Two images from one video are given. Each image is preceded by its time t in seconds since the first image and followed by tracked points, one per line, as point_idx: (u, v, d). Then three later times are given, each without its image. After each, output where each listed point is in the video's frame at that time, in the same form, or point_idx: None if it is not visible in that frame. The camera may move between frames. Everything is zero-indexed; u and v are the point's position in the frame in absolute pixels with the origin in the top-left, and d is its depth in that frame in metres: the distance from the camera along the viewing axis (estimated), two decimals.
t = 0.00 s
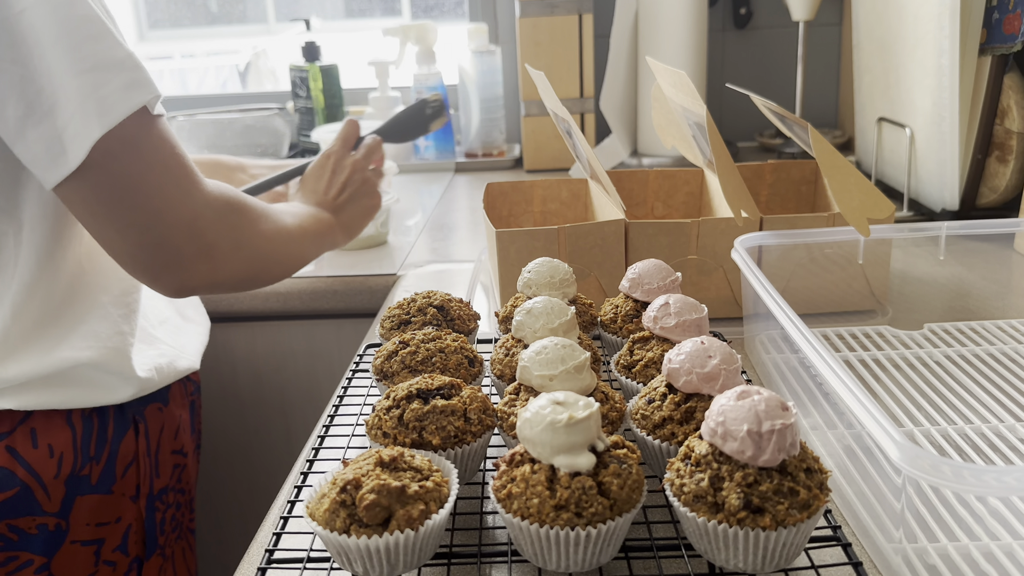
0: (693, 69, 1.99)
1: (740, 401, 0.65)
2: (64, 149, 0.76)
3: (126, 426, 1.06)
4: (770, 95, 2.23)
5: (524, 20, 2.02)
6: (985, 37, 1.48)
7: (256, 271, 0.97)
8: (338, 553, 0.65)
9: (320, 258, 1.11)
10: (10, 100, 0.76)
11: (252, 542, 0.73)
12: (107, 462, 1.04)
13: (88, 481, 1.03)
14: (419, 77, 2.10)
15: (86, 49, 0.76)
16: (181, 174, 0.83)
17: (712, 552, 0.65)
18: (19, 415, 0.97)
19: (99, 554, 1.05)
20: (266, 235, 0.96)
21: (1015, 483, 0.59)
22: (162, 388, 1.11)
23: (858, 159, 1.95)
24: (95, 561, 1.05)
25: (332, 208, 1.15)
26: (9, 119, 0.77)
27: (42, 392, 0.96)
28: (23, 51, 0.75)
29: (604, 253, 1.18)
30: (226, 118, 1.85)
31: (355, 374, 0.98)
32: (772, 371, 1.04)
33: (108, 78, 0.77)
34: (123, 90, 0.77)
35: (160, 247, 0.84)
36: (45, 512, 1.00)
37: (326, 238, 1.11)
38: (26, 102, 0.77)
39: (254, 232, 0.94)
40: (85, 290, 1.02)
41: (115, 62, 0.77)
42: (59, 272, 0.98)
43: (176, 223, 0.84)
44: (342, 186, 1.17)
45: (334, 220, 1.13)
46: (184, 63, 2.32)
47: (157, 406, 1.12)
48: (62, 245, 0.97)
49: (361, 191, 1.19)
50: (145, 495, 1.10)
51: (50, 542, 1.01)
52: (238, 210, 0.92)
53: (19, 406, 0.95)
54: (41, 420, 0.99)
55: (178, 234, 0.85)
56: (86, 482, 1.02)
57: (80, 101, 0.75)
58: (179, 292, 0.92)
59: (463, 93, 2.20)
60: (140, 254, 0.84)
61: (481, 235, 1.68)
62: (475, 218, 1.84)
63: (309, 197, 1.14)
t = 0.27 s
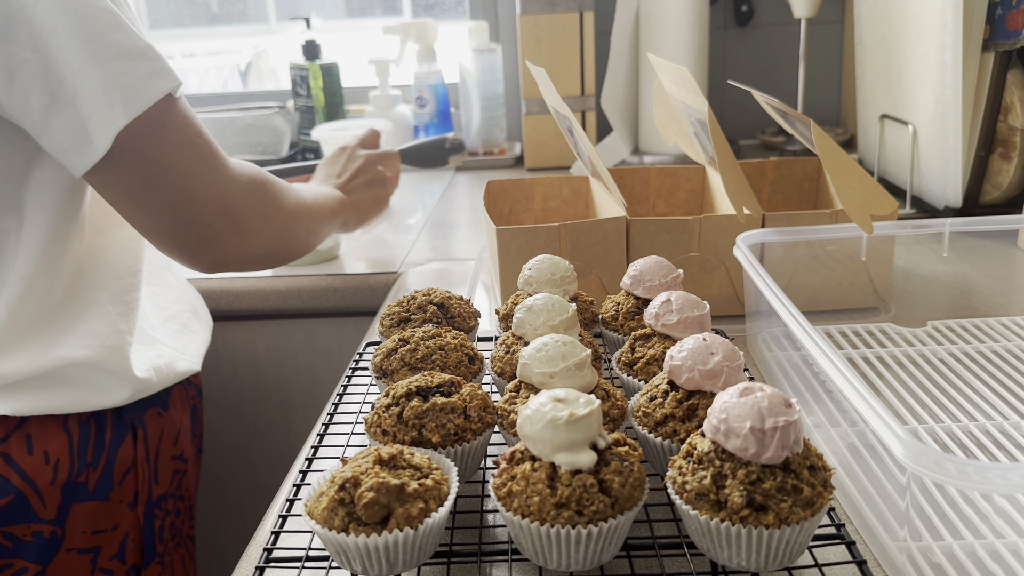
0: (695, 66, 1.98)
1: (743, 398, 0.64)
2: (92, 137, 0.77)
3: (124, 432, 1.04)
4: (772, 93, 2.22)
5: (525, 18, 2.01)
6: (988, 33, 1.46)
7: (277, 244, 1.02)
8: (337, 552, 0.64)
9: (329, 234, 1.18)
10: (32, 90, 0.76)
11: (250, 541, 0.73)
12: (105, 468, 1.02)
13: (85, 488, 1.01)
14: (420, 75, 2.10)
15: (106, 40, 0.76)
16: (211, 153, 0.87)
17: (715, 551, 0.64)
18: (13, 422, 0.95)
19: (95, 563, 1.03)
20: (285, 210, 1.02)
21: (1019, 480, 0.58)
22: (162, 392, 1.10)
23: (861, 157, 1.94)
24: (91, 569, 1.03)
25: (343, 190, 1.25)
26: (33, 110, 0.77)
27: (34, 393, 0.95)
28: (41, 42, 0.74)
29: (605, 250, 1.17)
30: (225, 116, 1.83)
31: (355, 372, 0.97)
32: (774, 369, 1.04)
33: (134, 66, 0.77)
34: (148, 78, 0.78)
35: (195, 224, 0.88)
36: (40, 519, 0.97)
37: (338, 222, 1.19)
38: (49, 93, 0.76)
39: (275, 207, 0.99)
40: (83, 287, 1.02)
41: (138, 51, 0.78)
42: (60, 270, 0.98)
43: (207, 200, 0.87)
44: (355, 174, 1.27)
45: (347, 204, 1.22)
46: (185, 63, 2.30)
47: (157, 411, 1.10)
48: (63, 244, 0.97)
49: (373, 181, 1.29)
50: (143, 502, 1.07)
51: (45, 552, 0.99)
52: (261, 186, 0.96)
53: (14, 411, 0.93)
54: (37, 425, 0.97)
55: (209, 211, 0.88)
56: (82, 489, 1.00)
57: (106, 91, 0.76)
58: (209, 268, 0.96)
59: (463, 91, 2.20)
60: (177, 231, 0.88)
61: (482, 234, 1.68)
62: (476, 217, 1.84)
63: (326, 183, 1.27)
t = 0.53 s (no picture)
0: (694, 63, 1.97)
1: (740, 392, 0.63)
2: (109, 129, 0.77)
3: (136, 429, 1.04)
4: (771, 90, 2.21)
5: (524, 14, 2.00)
6: (988, 28, 1.46)
7: (281, 233, 1.03)
8: (333, 547, 0.64)
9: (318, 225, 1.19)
10: (48, 84, 0.75)
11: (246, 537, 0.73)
12: (118, 465, 1.02)
13: (98, 485, 1.00)
14: (418, 72, 2.09)
15: (123, 33, 0.76)
16: (223, 141, 0.88)
17: (712, 545, 0.64)
18: (26, 419, 0.93)
19: (107, 560, 1.03)
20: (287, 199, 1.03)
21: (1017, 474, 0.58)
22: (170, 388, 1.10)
23: (860, 153, 1.94)
24: (105, 566, 1.02)
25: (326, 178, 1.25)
26: (48, 102, 0.76)
27: (44, 391, 0.93)
28: (57, 34, 0.74)
29: (604, 246, 1.16)
30: (224, 113, 1.83)
31: (352, 368, 0.97)
32: (772, 364, 1.04)
33: (151, 57, 0.77)
34: (166, 70, 0.78)
35: (214, 212, 0.89)
36: (54, 517, 0.96)
37: (326, 211, 1.21)
38: (64, 85, 0.76)
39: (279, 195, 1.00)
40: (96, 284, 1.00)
41: (154, 43, 0.78)
42: (70, 269, 0.96)
43: (222, 190, 0.88)
44: (332, 163, 1.28)
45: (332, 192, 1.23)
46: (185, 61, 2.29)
47: (166, 407, 1.11)
48: (73, 238, 0.95)
49: (351, 168, 1.30)
50: (155, 498, 1.08)
51: (59, 549, 0.97)
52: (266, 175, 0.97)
53: (30, 408, 0.92)
54: (51, 423, 0.95)
55: (224, 201, 0.89)
56: (96, 486, 1.00)
57: (124, 83, 0.76)
58: (220, 259, 0.96)
59: (462, 88, 2.19)
60: (196, 221, 0.88)
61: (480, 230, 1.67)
62: (475, 213, 1.83)
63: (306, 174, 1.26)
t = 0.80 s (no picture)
0: (693, 57, 1.97)
1: (736, 384, 0.63)
2: (119, 113, 0.76)
3: (142, 423, 1.03)
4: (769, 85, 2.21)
5: (521, 9, 1.99)
6: (986, 21, 1.45)
7: (284, 223, 1.03)
8: (326, 541, 0.63)
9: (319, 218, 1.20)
10: (56, 69, 0.74)
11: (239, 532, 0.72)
12: (124, 459, 1.01)
13: (104, 479, 0.99)
14: (416, 67, 2.07)
15: (133, 15, 0.76)
16: (226, 128, 0.88)
17: (706, 539, 0.64)
18: (34, 413, 0.93)
19: (113, 553, 1.02)
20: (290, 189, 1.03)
21: (1012, 466, 0.57)
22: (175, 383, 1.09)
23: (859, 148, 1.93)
24: (110, 561, 1.02)
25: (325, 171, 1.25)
26: (57, 89, 0.75)
27: (52, 386, 0.92)
28: (67, 19, 0.73)
29: (601, 240, 1.16)
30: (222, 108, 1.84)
31: (348, 362, 0.97)
32: (770, 358, 1.03)
33: (159, 40, 0.77)
34: (176, 53, 0.78)
35: (218, 198, 0.89)
36: (61, 511, 0.95)
37: (327, 204, 1.21)
38: (74, 70, 0.75)
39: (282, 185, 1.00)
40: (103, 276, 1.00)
41: (163, 26, 0.78)
42: (80, 256, 0.96)
43: (227, 178, 0.88)
44: (327, 157, 1.28)
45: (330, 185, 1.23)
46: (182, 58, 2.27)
47: (170, 402, 1.10)
48: (80, 229, 0.95)
49: (347, 160, 1.31)
50: (160, 493, 1.07)
51: (66, 543, 0.97)
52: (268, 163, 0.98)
53: (36, 402, 0.91)
54: (57, 417, 0.95)
55: (229, 188, 0.89)
56: (102, 480, 0.99)
57: (135, 65, 0.76)
58: (223, 248, 0.96)
59: (460, 83, 2.18)
60: (201, 207, 0.88)
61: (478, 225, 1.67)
62: (473, 208, 1.83)
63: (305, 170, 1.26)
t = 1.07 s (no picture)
0: (691, 51, 1.96)
1: (731, 376, 0.63)
2: (120, 111, 0.76)
3: (141, 415, 1.03)
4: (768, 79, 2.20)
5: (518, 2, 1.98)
6: (986, 14, 1.43)
7: (283, 221, 1.02)
8: (320, 535, 0.63)
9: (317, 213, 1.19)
10: (59, 64, 0.74)
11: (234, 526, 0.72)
12: (122, 451, 1.00)
13: (103, 471, 0.99)
14: (414, 61, 2.04)
15: (135, 14, 0.75)
16: (227, 128, 0.87)
17: (702, 532, 0.63)
18: (33, 404, 0.93)
19: (111, 545, 1.00)
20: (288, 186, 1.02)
21: (1008, 459, 0.57)
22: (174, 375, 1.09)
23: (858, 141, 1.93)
24: (108, 552, 1.00)
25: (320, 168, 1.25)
26: (59, 85, 0.75)
27: (54, 376, 0.92)
28: (70, 14, 0.72)
29: (598, 234, 1.16)
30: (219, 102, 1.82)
31: (343, 356, 0.96)
32: (767, 351, 1.03)
33: (163, 40, 0.77)
34: (178, 53, 0.77)
35: (219, 200, 0.88)
36: (59, 502, 0.95)
37: (324, 199, 1.21)
38: (77, 66, 0.74)
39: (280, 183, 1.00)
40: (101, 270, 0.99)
41: (165, 26, 0.77)
42: (79, 252, 0.95)
43: (228, 180, 0.87)
44: (323, 149, 1.27)
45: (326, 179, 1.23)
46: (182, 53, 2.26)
47: (168, 394, 1.10)
48: (81, 223, 0.94)
49: (343, 151, 1.30)
50: (158, 484, 1.06)
51: (64, 534, 0.96)
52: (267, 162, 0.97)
53: (34, 394, 0.91)
54: (56, 408, 0.94)
55: (230, 190, 0.88)
56: (100, 472, 0.98)
57: (137, 64, 0.75)
58: (222, 249, 0.95)
59: (458, 77, 2.18)
60: (200, 209, 0.87)
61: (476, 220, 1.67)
62: (470, 203, 1.83)
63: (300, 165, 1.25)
